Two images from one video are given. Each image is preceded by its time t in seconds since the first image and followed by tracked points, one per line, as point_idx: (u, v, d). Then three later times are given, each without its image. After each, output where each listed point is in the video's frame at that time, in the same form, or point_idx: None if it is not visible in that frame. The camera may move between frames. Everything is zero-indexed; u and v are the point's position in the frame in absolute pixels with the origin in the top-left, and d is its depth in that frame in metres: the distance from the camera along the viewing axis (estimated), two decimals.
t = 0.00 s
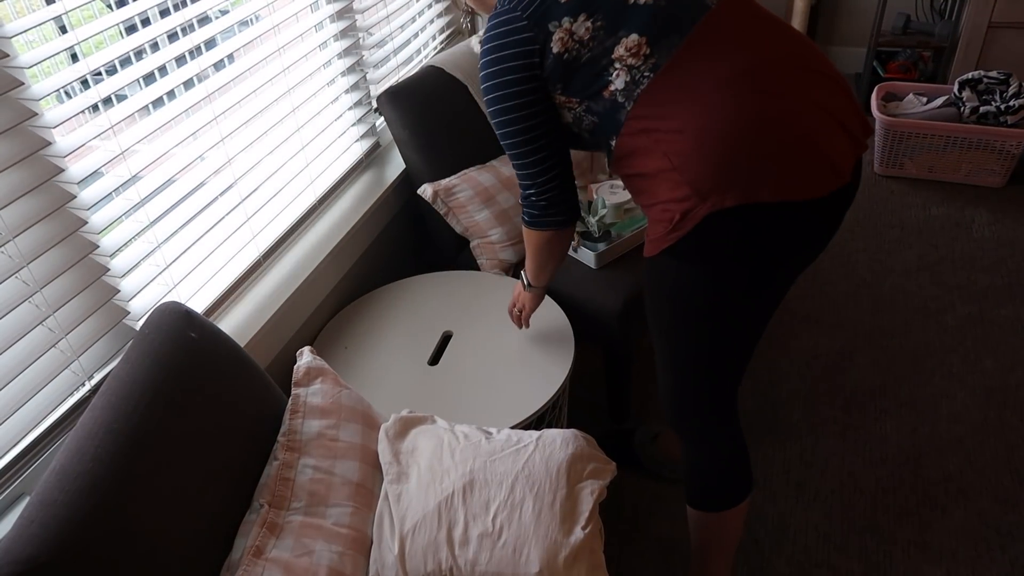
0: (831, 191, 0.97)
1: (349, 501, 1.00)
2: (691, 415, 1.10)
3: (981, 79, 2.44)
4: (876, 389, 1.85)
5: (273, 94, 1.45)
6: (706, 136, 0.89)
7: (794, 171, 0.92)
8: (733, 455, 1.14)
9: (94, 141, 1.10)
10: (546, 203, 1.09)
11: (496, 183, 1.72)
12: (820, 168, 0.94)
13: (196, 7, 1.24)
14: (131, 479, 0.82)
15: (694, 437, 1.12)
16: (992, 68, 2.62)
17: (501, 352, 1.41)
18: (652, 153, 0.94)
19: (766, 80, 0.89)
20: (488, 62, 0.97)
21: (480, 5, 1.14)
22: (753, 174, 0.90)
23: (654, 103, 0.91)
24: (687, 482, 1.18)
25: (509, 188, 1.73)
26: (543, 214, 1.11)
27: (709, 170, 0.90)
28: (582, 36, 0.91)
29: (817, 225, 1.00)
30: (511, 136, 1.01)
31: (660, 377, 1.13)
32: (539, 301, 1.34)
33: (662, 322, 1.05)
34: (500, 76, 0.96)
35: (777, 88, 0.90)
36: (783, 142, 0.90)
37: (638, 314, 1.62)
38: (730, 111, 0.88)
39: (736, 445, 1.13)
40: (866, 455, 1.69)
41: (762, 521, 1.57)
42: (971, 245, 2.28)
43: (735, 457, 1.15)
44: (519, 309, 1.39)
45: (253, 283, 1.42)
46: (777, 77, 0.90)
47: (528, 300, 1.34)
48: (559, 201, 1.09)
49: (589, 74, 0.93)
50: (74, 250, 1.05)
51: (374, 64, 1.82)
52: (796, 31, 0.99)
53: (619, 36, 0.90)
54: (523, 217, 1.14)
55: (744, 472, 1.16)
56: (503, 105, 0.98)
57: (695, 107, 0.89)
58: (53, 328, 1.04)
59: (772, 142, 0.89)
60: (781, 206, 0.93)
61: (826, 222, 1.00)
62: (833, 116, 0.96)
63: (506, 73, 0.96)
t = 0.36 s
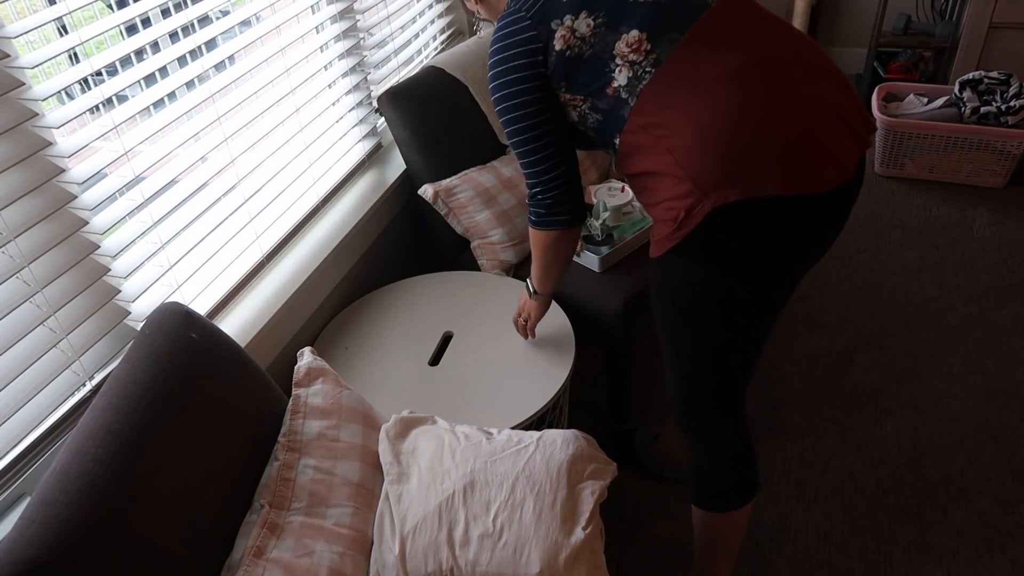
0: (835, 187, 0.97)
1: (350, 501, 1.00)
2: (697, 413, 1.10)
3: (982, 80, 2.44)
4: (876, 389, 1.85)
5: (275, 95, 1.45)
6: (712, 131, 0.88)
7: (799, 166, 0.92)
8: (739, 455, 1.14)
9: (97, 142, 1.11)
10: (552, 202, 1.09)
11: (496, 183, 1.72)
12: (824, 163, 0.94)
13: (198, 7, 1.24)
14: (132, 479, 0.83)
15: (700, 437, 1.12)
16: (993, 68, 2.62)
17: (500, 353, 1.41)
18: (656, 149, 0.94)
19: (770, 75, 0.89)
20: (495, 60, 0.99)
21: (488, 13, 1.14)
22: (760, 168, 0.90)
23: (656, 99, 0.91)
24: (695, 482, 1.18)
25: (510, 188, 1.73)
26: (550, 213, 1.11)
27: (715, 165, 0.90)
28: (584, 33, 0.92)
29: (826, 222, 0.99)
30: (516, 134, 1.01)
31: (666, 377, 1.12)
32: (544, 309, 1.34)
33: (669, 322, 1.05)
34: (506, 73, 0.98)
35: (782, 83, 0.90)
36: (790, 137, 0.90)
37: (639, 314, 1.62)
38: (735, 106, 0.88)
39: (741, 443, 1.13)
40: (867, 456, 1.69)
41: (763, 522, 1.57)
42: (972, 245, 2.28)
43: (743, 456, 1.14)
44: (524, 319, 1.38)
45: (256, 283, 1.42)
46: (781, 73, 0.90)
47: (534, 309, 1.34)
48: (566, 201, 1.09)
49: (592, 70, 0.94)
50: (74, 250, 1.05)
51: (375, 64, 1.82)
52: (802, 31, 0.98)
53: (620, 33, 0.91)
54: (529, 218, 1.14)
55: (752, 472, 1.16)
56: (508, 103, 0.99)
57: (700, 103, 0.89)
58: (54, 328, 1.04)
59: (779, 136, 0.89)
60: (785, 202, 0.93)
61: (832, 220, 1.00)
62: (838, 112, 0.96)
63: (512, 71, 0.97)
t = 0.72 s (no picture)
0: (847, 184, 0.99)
1: (350, 501, 1.00)
2: (708, 412, 1.10)
3: (982, 80, 2.44)
4: (877, 389, 1.85)
5: (274, 95, 1.45)
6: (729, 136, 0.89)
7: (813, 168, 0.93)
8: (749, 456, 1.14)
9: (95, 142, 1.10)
10: (567, 210, 1.07)
11: (496, 183, 1.72)
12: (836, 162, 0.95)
13: (197, 7, 1.24)
14: (132, 480, 0.82)
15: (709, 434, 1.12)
16: (994, 69, 2.62)
17: (501, 353, 1.41)
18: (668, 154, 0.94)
19: (783, 78, 0.90)
20: (504, 66, 0.96)
21: (482, 18, 1.14)
22: (776, 171, 0.91)
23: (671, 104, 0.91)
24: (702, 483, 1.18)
25: (510, 188, 1.73)
26: (565, 220, 1.08)
27: (730, 170, 0.90)
28: (602, 36, 0.90)
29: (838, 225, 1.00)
30: (531, 141, 0.99)
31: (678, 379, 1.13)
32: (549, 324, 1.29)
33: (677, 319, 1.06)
34: (519, 80, 0.95)
35: (794, 87, 0.91)
36: (803, 139, 0.91)
37: (640, 314, 1.62)
38: (750, 111, 0.88)
39: (751, 444, 1.13)
40: (867, 456, 1.69)
41: (763, 522, 1.57)
42: (973, 245, 2.28)
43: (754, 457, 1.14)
44: (530, 332, 1.33)
45: (253, 284, 1.42)
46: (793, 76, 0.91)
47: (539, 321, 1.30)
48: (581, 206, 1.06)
49: (611, 73, 0.92)
50: (74, 251, 1.05)
51: (375, 64, 1.82)
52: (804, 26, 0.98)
53: (639, 36, 0.89)
54: (542, 227, 1.11)
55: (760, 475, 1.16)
56: (522, 110, 0.96)
57: (717, 108, 0.89)
58: (54, 329, 1.04)
59: (795, 140, 0.90)
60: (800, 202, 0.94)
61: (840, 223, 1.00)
62: (846, 112, 0.97)
63: (525, 76, 0.94)
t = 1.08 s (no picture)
0: (867, 225, 0.89)
1: (351, 502, 1.00)
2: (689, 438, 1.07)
3: (983, 81, 2.47)
4: (877, 390, 1.85)
5: (276, 95, 1.45)
6: (711, 154, 0.83)
7: (818, 199, 0.84)
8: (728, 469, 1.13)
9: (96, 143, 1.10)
10: (556, 232, 1.11)
11: (498, 184, 1.72)
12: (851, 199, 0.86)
13: (199, 8, 1.24)
14: (133, 480, 0.82)
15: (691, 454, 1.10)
16: (994, 69, 2.62)
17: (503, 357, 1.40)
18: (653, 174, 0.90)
19: (785, 101, 0.84)
20: (526, 84, 1.03)
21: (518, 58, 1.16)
22: (771, 200, 0.83)
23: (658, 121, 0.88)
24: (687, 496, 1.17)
25: (511, 189, 1.73)
26: (550, 242, 1.12)
27: (713, 191, 0.83)
28: (596, 62, 0.93)
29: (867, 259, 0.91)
30: (527, 155, 1.05)
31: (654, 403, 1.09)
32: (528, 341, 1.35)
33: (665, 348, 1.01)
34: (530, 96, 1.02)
35: (799, 109, 0.84)
36: (806, 166, 0.83)
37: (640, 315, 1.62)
38: (742, 131, 0.83)
39: (735, 458, 1.12)
40: (868, 457, 1.68)
41: (763, 523, 1.57)
42: (974, 246, 2.28)
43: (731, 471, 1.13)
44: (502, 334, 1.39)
45: (257, 284, 1.42)
46: (799, 101, 0.85)
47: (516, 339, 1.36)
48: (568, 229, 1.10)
49: (600, 99, 0.94)
50: (76, 251, 1.06)
51: (376, 65, 1.82)
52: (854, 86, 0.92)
53: (630, 62, 0.91)
54: (535, 248, 1.15)
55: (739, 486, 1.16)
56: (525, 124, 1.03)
57: (698, 130, 0.85)
58: (55, 329, 1.04)
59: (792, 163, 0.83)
60: (804, 239, 0.85)
61: (870, 261, 0.91)
62: (870, 149, 0.88)
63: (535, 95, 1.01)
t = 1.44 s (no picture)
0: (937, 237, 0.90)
1: (352, 502, 1.00)
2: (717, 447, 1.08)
3: (984, 81, 2.47)
4: (878, 391, 1.85)
5: (276, 96, 1.45)
6: (789, 199, 0.84)
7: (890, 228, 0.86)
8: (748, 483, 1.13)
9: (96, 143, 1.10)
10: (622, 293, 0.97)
11: (498, 184, 1.73)
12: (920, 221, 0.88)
13: (200, 9, 1.24)
14: (134, 480, 0.83)
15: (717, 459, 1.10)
16: (995, 70, 2.62)
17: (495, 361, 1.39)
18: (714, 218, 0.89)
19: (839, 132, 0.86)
20: (536, 137, 0.96)
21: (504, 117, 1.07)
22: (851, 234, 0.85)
23: (717, 161, 0.87)
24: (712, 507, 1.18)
25: (512, 190, 1.73)
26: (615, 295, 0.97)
27: (798, 238, 0.85)
28: (628, 106, 0.90)
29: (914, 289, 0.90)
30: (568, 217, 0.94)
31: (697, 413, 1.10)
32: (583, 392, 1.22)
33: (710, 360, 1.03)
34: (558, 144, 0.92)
35: (852, 140, 0.86)
36: (873, 198, 0.85)
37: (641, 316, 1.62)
38: (806, 169, 0.84)
39: (758, 484, 1.13)
40: (869, 458, 1.68)
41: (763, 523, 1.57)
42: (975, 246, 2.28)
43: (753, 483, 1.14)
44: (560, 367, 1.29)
45: (257, 285, 1.42)
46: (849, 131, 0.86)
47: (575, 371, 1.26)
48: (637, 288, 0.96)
49: (640, 145, 0.90)
50: (76, 252, 1.06)
51: (377, 66, 1.82)
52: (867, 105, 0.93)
53: (666, 103, 0.89)
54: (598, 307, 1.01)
55: (760, 499, 1.16)
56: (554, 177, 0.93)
57: (755, 175, 0.85)
58: (56, 330, 1.04)
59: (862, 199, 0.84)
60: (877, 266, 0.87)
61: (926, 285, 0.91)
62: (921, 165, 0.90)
63: (565, 146, 0.92)
